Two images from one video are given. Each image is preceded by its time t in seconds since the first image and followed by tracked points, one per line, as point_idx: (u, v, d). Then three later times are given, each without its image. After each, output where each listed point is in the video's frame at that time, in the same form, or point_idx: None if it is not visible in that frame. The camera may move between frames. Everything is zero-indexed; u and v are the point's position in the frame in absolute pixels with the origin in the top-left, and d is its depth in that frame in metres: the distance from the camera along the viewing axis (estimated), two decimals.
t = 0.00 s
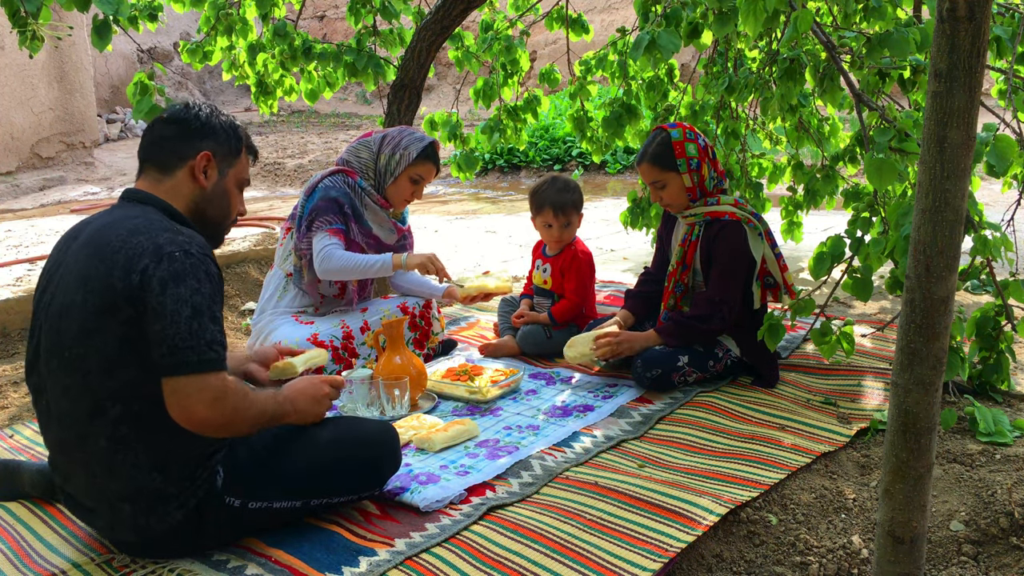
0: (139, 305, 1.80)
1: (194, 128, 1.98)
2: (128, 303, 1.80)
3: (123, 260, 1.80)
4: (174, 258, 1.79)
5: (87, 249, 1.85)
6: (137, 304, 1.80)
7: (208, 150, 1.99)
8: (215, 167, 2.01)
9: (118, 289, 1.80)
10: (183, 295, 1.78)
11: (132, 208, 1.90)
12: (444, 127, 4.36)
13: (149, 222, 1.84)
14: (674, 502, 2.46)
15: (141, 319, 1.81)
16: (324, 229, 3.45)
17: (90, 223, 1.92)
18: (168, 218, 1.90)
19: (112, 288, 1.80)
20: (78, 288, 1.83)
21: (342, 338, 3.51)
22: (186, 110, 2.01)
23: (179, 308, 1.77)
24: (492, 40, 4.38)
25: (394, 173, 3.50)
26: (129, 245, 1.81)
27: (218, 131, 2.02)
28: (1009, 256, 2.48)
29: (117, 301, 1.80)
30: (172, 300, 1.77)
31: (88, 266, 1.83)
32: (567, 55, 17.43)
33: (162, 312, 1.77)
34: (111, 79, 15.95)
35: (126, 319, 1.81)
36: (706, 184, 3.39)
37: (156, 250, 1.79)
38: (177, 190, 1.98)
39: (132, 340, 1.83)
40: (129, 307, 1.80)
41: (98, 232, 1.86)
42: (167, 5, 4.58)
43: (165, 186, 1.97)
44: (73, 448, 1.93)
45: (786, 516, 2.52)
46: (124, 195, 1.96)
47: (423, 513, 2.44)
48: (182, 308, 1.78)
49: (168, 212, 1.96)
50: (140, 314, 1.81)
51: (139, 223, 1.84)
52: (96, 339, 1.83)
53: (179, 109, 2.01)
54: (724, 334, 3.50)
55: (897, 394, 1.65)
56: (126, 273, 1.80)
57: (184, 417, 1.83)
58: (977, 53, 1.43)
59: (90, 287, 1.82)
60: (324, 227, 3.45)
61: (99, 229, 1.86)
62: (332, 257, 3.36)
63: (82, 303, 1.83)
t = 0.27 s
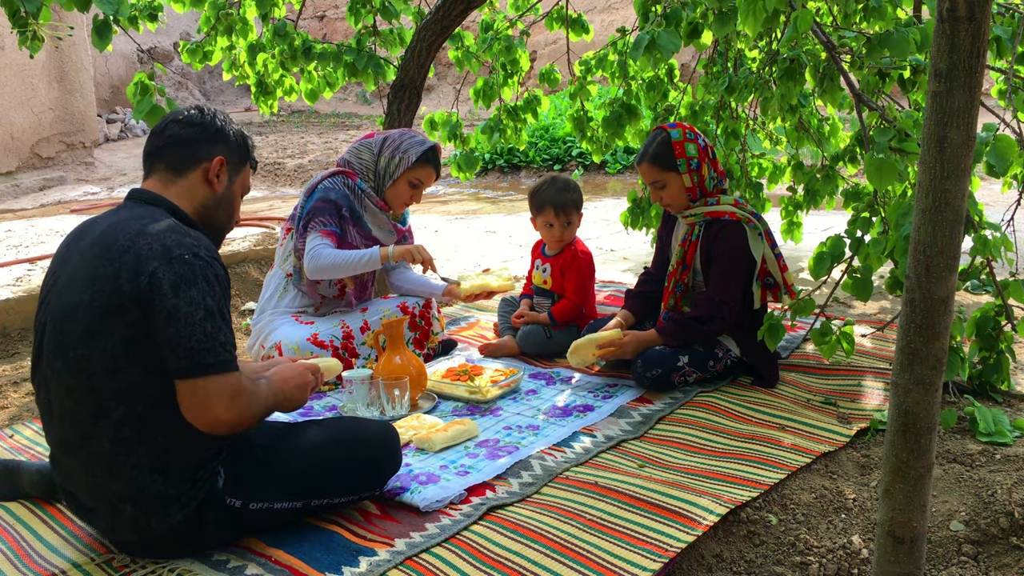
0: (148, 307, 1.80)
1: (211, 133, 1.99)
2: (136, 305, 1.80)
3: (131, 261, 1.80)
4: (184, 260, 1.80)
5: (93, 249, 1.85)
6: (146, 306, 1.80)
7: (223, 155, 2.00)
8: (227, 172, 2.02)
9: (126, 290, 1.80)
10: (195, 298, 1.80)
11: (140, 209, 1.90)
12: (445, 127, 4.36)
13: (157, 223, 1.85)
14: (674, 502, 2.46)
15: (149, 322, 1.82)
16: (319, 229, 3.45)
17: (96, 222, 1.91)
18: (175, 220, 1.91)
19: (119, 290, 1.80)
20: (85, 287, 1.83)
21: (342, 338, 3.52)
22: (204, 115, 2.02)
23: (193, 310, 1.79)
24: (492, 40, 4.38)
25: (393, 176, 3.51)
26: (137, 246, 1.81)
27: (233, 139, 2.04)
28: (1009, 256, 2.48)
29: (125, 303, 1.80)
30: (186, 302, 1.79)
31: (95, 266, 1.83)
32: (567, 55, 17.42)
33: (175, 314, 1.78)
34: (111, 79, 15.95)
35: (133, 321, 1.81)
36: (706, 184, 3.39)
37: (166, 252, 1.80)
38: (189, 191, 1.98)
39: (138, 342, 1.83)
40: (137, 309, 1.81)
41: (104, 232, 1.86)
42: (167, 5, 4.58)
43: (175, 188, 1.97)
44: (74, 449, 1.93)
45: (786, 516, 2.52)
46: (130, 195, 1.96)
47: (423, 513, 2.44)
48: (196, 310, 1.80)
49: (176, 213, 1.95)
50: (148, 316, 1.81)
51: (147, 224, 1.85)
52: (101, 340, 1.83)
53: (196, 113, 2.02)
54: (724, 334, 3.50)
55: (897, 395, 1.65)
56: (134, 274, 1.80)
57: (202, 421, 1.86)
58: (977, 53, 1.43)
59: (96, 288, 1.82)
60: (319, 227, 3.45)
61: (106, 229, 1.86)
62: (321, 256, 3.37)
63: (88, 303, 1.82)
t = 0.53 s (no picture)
0: (149, 305, 1.80)
1: (213, 134, 2.01)
2: (137, 303, 1.80)
3: (131, 260, 1.80)
4: (183, 255, 1.79)
5: (93, 248, 1.84)
6: (147, 304, 1.80)
7: (225, 157, 2.01)
8: (229, 174, 2.03)
9: (127, 289, 1.80)
10: (198, 289, 1.79)
11: (140, 208, 1.89)
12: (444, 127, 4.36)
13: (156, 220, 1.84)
14: (674, 502, 2.46)
15: (150, 320, 1.82)
16: (319, 238, 3.43)
17: (96, 222, 1.91)
18: (173, 217, 1.90)
19: (120, 289, 1.80)
20: (85, 287, 1.83)
21: (342, 338, 3.52)
22: (211, 118, 2.04)
23: (198, 299, 1.78)
24: (492, 39, 4.38)
25: (391, 182, 3.50)
26: (137, 244, 1.80)
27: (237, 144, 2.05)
28: (1009, 256, 2.48)
29: (126, 302, 1.80)
30: (188, 294, 1.78)
31: (95, 265, 1.83)
32: (567, 55, 17.43)
33: (179, 308, 1.77)
34: (111, 79, 15.95)
35: (134, 320, 1.81)
36: (706, 184, 3.39)
37: (165, 248, 1.79)
38: (187, 190, 1.98)
39: (139, 340, 1.83)
40: (138, 307, 1.81)
41: (105, 231, 1.85)
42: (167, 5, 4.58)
43: (175, 185, 1.98)
44: (75, 449, 1.93)
45: (786, 516, 2.52)
46: (130, 195, 1.95)
47: (423, 513, 2.44)
48: (201, 299, 1.79)
49: (174, 211, 1.95)
50: (149, 314, 1.81)
51: (146, 222, 1.84)
52: (102, 339, 1.83)
53: (204, 116, 2.04)
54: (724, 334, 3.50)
55: (897, 395, 1.65)
56: (135, 273, 1.80)
57: (228, 407, 1.83)
58: (978, 53, 1.43)
59: (97, 287, 1.82)
60: (319, 236, 3.43)
61: (106, 228, 1.86)
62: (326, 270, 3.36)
63: (89, 302, 1.82)
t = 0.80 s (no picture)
0: (152, 306, 1.81)
1: (220, 138, 2.01)
2: (140, 304, 1.81)
3: (136, 261, 1.80)
4: (188, 260, 1.80)
5: (97, 248, 1.85)
6: (150, 306, 1.80)
7: (230, 160, 2.01)
8: (234, 178, 2.03)
9: (130, 290, 1.80)
10: (198, 298, 1.79)
11: (145, 210, 1.90)
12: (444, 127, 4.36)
13: (162, 223, 1.84)
14: (674, 502, 2.46)
15: (152, 321, 1.82)
16: (323, 246, 3.42)
17: (101, 222, 1.91)
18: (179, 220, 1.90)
19: (124, 289, 1.80)
20: (89, 286, 1.83)
21: (343, 338, 3.52)
22: (217, 122, 2.04)
23: (194, 311, 1.78)
24: (492, 39, 4.38)
25: (389, 187, 3.49)
26: (142, 246, 1.81)
27: (241, 147, 2.05)
28: (1009, 256, 2.48)
29: (129, 302, 1.81)
30: (188, 303, 1.78)
31: (100, 265, 1.83)
32: (567, 55, 17.43)
33: (177, 315, 1.78)
34: (111, 79, 15.95)
35: (137, 320, 1.81)
36: (706, 184, 3.39)
37: (170, 252, 1.80)
38: (193, 193, 1.98)
39: (141, 340, 1.83)
40: (141, 308, 1.81)
41: (110, 231, 1.86)
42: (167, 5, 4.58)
43: (181, 188, 1.98)
44: (75, 449, 1.93)
45: (786, 516, 2.52)
46: (134, 196, 1.96)
47: (423, 513, 2.44)
48: (198, 311, 1.79)
49: (180, 215, 1.94)
50: (151, 315, 1.81)
51: (151, 224, 1.84)
52: (104, 339, 1.83)
53: (210, 119, 2.04)
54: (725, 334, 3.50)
55: (897, 394, 1.65)
56: (139, 275, 1.80)
57: (203, 423, 1.84)
58: (978, 53, 1.44)
59: (100, 287, 1.82)
60: (323, 243, 3.43)
61: (111, 228, 1.86)
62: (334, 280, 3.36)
63: (92, 301, 1.82)
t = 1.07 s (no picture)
0: (155, 307, 1.81)
1: (227, 142, 2.00)
2: (143, 305, 1.81)
3: (139, 262, 1.81)
4: (194, 262, 1.81)
5: (99, 249, 1.85)
6: (153, 307, 1.81)
7: (236, 166, 2.01)
8: (239, 183, 2.03)
9: (133, 291, 1.80)
10: (205, 301, 1.80)
11: (148, 211, 1.90)
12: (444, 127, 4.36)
13: (167, 225, 1.85)
14: (674, 502, 2.46)
15: (154, 322, 1.82)
16: (326, 246, 3.44)
17: (103, 223, 1.91)
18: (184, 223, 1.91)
19: (126, 290, 1.80)
20: (91, 286, 1.83)
21: (342, 338, 3.52)
22: (225, 126, 2.04)
23: (203, 313, 1.80)
24: (492, 39, 4.38)
25: (389, 188, 3.48)
26: (146, 247, 1.81)
27: (247, 149, 2.04)
28: (1009, 255, 2.48)
29: (132, 303, 1.81)
30: (195, 305, 1.79)
31: (102, 265, 1.83)
32: (567, 55, 17.44)
33: (184, 317, 1.78)
34: (111, 79, 15.95)
35: (139, 321, 1.81)
36: (706, 184, 3.39)
37: (175, 253, 1.81)
38: (197, 196, 1.98)
39: (142, 340, 1.83)
40: (144, 309, 1.81)
41: (112, 232, 1.86)
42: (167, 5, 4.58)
43: (185, 191, 1.98)
44: (75, 449, 1.93)
45: (786, 516, 2.52)
46: (136, 198, 1.96)
47: (423, 513, 2.44)
48: (206, 314, 1.80)
49: (184, 216, 1.95)
50: (154, 316, 1.82)
51: (155, 226, 1.85)
52: (105, 339, 1.83)
53: (219, 124, 2.04)
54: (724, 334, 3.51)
55: (897, 395, 1.65)
56: (142, 275, 1.80)
57: (207, 424, 1.88)
58: (977, 53, 1.44)
59: (102, 287, 1.82)
60: (327, 243, 3.44)
61: (114, 229, 1.86)
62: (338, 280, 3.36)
63: (93, 301, 1.82)
